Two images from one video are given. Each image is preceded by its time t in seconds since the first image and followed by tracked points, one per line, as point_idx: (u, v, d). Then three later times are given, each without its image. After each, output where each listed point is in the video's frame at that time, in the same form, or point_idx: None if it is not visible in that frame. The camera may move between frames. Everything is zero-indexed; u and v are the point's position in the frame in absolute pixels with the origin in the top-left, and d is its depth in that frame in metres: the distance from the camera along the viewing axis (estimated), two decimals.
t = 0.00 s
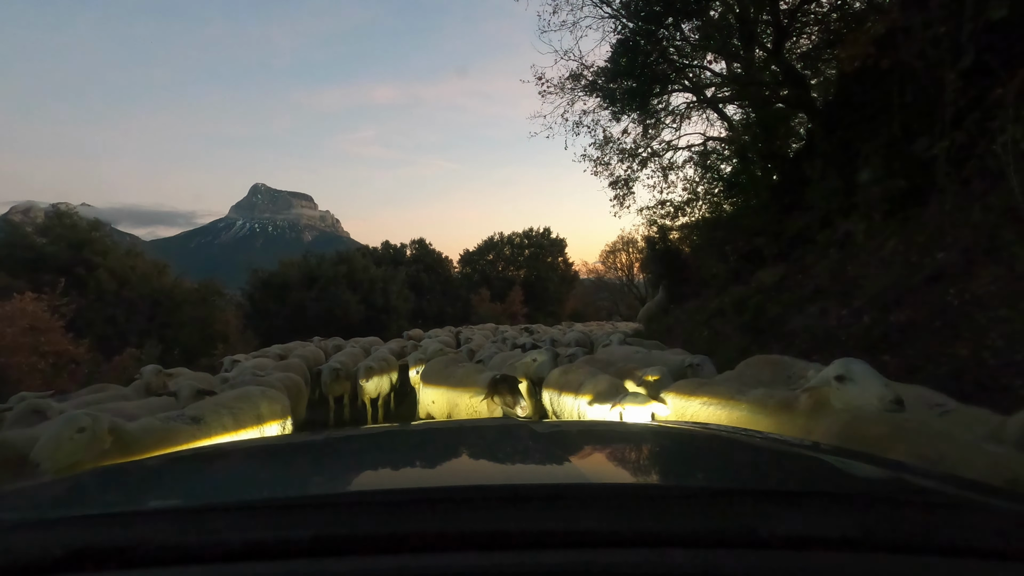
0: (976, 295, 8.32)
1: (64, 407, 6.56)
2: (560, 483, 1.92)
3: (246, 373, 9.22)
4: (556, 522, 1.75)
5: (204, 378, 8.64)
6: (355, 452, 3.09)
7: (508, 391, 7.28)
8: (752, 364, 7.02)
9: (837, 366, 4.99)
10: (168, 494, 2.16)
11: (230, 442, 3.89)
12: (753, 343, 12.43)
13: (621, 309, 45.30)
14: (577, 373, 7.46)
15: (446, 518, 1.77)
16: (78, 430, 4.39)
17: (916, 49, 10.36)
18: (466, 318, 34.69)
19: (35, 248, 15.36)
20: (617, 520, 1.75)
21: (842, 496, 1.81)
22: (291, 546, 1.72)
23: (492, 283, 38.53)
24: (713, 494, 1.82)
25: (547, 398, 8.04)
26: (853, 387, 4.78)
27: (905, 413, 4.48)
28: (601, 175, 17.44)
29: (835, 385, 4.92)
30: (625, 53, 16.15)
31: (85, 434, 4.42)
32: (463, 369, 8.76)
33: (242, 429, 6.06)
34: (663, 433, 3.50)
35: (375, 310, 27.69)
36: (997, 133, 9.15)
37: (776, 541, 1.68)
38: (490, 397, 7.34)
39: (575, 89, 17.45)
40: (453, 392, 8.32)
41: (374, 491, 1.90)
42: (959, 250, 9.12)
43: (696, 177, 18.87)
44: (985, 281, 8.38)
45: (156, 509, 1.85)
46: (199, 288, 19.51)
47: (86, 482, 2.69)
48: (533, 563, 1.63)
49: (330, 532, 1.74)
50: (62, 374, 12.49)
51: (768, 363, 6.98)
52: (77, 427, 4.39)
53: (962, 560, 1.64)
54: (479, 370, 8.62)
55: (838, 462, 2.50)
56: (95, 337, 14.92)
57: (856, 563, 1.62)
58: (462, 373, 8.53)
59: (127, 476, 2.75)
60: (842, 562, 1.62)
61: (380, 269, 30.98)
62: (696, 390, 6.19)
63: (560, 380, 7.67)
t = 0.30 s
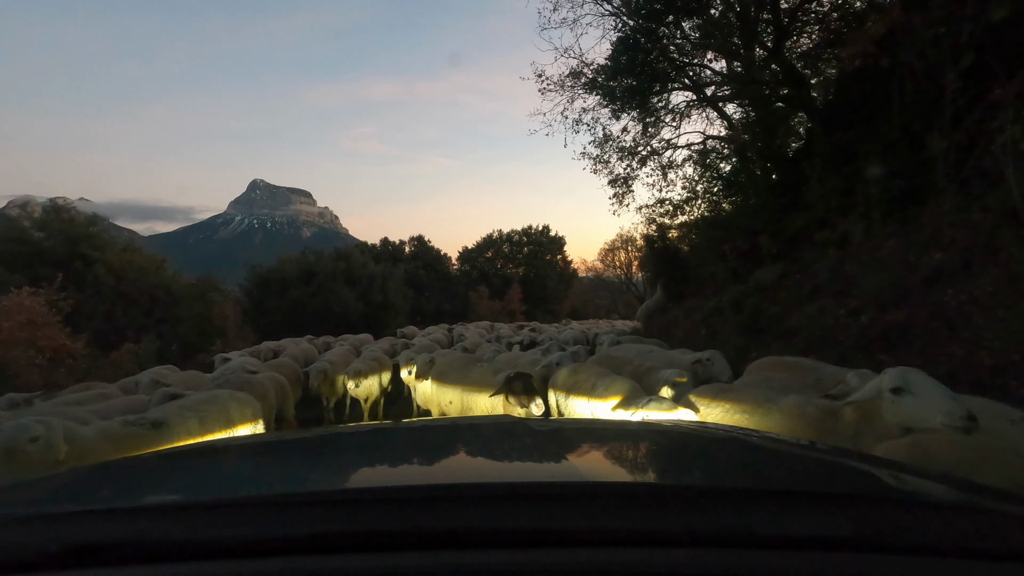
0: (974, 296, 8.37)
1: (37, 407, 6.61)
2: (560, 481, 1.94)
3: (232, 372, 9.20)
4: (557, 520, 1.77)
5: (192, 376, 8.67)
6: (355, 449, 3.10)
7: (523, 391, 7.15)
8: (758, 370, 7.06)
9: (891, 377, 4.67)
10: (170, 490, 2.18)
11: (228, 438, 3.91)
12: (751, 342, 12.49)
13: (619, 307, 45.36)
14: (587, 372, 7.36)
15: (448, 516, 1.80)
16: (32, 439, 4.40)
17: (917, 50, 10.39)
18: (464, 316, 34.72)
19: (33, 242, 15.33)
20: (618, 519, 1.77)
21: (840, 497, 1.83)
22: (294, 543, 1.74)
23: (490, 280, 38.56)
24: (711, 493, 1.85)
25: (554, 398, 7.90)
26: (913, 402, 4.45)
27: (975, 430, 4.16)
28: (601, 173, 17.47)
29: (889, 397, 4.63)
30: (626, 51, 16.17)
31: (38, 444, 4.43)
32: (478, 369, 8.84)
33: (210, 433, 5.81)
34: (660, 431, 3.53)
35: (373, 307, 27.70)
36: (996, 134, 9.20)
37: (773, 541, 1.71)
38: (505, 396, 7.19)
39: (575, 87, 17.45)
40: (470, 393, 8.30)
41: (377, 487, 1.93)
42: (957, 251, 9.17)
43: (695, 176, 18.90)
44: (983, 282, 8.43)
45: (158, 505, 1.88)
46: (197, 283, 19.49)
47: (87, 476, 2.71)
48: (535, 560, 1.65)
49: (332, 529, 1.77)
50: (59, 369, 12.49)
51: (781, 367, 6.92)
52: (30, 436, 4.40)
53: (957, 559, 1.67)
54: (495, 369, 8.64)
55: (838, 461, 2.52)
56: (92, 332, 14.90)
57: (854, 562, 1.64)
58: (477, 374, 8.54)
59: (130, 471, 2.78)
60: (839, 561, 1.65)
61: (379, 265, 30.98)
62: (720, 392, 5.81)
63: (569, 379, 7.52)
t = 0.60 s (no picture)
0: (972, 296, 8.39)
1: None
2: (559, 480, 1.94)
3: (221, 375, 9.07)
4: (557, 518, 1.77)
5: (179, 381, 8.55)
6: (353, 449, 3.10)
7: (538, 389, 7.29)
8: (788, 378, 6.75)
9: (990, 406, 4.14)
10: (167, 488, 2.18)
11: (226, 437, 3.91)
12: (749, 342, 12.51)
13: (618, 307, 45.37)
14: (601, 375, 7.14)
15: (447, 515, 1.79)
16: None
17: (916, 50, 10.40)
18: (463, 315, 34.73)
19: (31, 241, 15.31)
20: (619, 518, 1.78)
21: (842, 496, 1.83)
22: (293, 541, 1.74)
23: (489, 279, 38.56)
24: (711, 492, 1.85)
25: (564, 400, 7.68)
26: (1013, 434, 3.96)
27: None
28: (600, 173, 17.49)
29: (986, 427, 4.09)
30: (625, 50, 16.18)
31: None
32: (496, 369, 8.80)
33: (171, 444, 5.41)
34: (659, 431, 3.53)
35: (372, 306, 27.69)
36: (994, 135, 9.22)
37: (774, 540, 1.71)
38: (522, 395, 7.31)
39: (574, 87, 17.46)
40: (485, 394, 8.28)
41: (376, 486, 1.92)
42: (956, 251, 9.19)
43: (695, 176, 18.92)
44: (981, 283, 8.45)
45: (157, 502, 1.88)
46: (195, 282, 19.47)
47: (83, 476, 2.71)
48: (535, 560, 1.65)
49: (330, 527, 1.77)
50: (57, 367, 12.48)
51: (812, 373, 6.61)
52: None
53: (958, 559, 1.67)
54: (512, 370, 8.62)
55: (840, 460, 2.52)
56: (91, 330, 14.88)
57: (855, 561, 1.65)
58: (495, 372, 8.54)
59: (127, 469, 2.78)
60: (839, 561, 1.65)
61: (378, 264, 30.98)
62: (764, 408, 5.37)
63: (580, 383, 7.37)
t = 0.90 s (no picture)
0: (970, 297, 8.41)
1: None
2: (563, 481, 1.94)
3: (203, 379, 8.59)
4: (562, 519, 1.77)
5: (163, 391, 8.24)
6: (352, 448, 3.10)
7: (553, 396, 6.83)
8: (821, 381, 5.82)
9: None
10: (169, 488, 2.17)
11: (225, 437, 3.91)
12: (748, 341, 12.52)
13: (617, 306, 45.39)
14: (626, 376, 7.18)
15: (451, 514, 1.79)
16: None
17: (915, 50, 10.40)
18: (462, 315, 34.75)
19: (29, 239, 15.29)
20: (624, 519, 1.77)
21: (844, 498, 1.83)
22: (295, 541, 1.73)
23: (488, 279, 38.57)
24: (715, 492, 1.85)
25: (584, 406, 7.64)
26: None
27: None
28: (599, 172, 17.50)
29: None
30: (625, 50, 16.18)
31: None
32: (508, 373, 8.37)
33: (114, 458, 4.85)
34: (658, 430, 3.53)
35: (371, 305, 27.69)
36: (992, 135, 9.23)
37: (779, 540, 1.71)
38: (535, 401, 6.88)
39: (574, 86, 17.46)
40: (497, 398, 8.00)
41: (380, 487, 1.92)
42: (954, 251, 9.21)
43: (694, 176, 18.94)
44: (979, 283, 8.47)
45: (161, 502, 1.88)
46: (194, 281, 19.43)
47: (80, 475, 2.70)
48: (538, 560, 1.64)
49: (333, 528, 1.76)
50: (55, 366, 12.46)
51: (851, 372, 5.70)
52: None
53: (964, 559, 1.67)
54: (524, 373, 8.19)
55: (843, 460, 2.52)
56: (89, 330, 14.86)
57: (861, 561, 1.64)
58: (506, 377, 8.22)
59: (125, 469, 2.77)
60: (845, 561, 1.64)
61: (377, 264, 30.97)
62: (821, 421, 4.36)
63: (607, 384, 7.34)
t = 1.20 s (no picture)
0: (971, 297, 8.39)
1: None
2: (561, 480, 1.91)
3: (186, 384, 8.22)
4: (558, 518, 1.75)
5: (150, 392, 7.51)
6: (350, 447, 3.09)
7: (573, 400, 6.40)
8: (860, 382, 5.44)
9: None
10: (164, 488, 2.16)
11: (221, 437, 3.89)
12: (748, 342, 12.50)
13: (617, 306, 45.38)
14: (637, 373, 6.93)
15: (446, 514, 1.77)
16: None
17: (916, 50, 10.38)
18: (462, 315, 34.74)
19: (29, 239, 15.28)
20: (622, 518, 1.75)
21: (847, 498, 1.81)
22: (288, 540, 1.72)
23: (488, 279, 38.57)
24: (717, 492, 1.83)
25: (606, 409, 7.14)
26: None
27: None
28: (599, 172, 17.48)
29: None
30: (625, 50, 16.16)
31: None
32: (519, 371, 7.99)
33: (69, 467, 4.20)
34: (658, 430, 3.52)
35: (371, 305, 27.68)
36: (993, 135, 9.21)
37: (777, 540, 1.69)
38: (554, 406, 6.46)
39: (574, 86, 17.45)
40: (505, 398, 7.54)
41: (374, 485, 1.90)
42: (955, 251, 9.20)
43: (694, 176, 18.94)
44: (980, 284, 8.45)
45: (154, 500, 1.87)
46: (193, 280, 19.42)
47: (74, 475, 2.68)
48: (534, 559, 1.62)
49: (325, 528, 1.74)
50: (55, 366, 12.44)
51: (894, 378, 5.32)
52: None
53: (967, 561, 1.65)
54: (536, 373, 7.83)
55: (844, 461, 2.50)
56: (88, 329, 14.84)
57: (863, 563, 1.62)
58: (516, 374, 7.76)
59: (119, 469, 2.75)
60: (844, 561, 1.62)
61: (377, 263, 30.95)
62: (884, 442, 3.82)
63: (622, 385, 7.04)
